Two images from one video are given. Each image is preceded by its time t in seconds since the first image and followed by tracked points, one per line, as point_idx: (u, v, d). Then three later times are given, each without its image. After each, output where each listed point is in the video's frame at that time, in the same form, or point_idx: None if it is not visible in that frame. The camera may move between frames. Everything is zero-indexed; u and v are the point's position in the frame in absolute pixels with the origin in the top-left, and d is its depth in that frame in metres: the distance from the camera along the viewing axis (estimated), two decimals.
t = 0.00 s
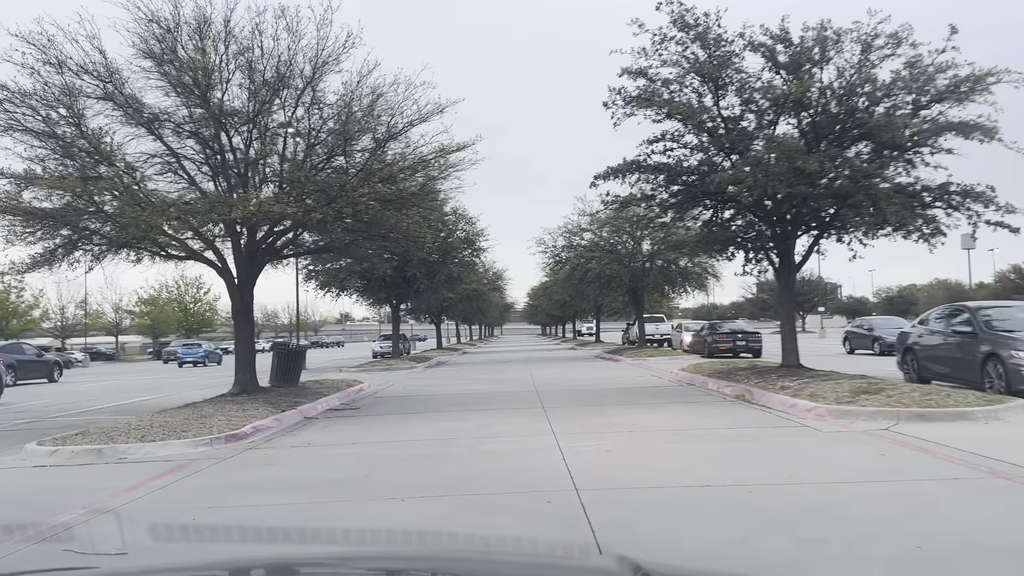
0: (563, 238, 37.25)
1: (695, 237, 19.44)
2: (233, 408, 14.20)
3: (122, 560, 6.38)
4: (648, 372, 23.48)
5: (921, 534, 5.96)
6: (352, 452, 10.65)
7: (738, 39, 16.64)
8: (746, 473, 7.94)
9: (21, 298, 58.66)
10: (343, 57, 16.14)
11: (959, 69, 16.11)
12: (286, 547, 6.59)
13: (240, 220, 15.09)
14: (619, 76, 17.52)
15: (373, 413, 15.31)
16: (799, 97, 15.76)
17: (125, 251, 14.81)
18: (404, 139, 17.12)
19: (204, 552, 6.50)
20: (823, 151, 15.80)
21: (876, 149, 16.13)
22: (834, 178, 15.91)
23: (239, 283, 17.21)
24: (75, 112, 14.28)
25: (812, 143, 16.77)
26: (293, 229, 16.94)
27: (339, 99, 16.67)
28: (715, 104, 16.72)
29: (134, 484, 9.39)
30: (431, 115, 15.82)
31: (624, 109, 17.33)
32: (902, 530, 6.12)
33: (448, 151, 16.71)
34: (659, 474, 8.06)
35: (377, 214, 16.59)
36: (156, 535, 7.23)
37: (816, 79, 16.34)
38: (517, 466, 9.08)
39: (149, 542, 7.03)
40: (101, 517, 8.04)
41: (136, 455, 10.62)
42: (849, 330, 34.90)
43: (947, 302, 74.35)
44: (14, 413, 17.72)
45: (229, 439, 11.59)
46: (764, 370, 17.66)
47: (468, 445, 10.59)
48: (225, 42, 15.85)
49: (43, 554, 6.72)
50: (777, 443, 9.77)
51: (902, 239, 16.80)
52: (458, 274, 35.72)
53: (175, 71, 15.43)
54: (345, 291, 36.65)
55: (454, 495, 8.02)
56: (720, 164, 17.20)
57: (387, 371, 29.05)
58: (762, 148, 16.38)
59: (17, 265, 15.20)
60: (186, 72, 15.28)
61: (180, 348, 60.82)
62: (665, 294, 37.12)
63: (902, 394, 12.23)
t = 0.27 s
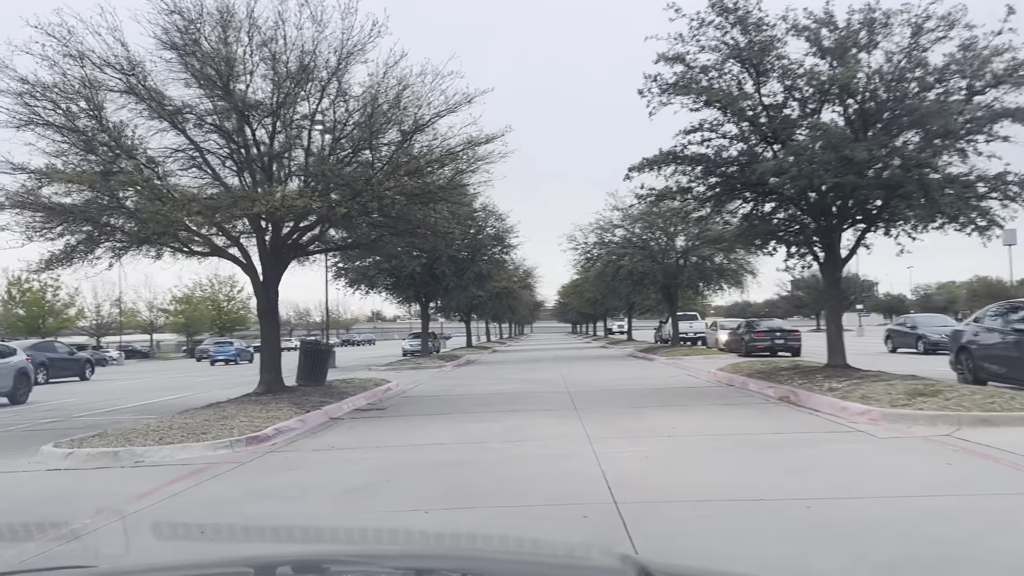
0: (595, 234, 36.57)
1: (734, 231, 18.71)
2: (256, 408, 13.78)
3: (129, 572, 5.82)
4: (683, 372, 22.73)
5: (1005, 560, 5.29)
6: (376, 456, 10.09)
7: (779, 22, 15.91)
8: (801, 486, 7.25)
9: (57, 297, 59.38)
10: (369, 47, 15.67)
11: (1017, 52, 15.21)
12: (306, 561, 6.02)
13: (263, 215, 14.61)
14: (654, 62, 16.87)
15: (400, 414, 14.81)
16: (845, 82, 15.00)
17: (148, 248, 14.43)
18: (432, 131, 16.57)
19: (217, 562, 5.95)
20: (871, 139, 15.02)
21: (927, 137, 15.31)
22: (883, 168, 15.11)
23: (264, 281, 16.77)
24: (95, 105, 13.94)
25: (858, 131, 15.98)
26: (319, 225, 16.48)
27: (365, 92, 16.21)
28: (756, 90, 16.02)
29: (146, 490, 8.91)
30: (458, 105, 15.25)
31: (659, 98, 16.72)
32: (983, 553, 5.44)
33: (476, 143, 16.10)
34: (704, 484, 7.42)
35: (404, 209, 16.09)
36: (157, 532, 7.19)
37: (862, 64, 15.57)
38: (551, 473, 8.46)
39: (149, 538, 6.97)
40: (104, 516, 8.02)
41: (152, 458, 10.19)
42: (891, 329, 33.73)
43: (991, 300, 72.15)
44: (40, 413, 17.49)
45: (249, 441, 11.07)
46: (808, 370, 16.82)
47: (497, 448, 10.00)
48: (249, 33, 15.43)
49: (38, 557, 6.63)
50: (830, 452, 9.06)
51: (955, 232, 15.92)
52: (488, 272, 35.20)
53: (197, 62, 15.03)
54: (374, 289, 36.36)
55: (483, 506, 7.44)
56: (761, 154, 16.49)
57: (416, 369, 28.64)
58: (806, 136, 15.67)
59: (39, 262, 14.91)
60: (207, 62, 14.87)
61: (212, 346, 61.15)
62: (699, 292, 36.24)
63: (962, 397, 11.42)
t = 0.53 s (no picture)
0: (633, 231, 35.77)
1: (782, 226, 17.89)
2: (285, 408, 13.38)
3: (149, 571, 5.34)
4: (727, 372, 21.89)
5: None
6: (408, 459, 9.57)
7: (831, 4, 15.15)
8: (873, 501, 6.56)
9: (99, 295, 60.29)
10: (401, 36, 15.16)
11: None
12: (336, 565, 5.51)
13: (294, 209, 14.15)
14: (698, 48, 16.17)
15: (433, 415, 14.30)
16: (903, 64, 14.18)
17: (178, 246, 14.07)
18: (467, 124, 15.94)
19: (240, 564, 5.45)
20: (932, 124, 14.13)
21: (993, 122, 14.38)
22: (946, 155, 14.18)
23: (296, 280, 16.33)
24: (124, 99, 13.65)
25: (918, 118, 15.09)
26: (351, 221, 15.99)
27: (398, 83, 15.66)
28: (807, 75, 15.26)
29: (169, 495, 8.48)
30: (493, 95, 14.65)
31: (704, 86, 16.06)
32: None
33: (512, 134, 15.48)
34: (764, 500, 6.75)
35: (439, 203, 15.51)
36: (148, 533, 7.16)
37: (921, 46, 14.72)
38: (596, 483, 7.85)
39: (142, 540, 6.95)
40: (94, 514, 7.92)
41: (177, 461, 9.80)
42: (943, 327, 32.39)
43: None
44: (73, 412, 17.30)
45: (278, 444, 10.58)
46: (863, 371, 15.92)
47: (536, 454, 9.42)
48: (279, 24, 15.01)
49: (35, 556, 6.52)
50: (898, 462, 8.30)
51: None
52: (524, 269, 34.62)
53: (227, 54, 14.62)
54: (409, 287, 36.02)
55: (523, 516, 6.87)
56: (812, 142, 15.72)
57: (451, 368, 28.15)
58: (860, 123, 14.88)
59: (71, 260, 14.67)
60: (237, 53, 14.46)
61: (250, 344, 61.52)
62: (741, 289, 35.22)
63: None
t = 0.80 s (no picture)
0: (677, 226, 34.83)
1: (841, 218, 17.02)
2: (322, 408, 12.95)
3: (181, 569, 4.86)
4: (779, 372, 20.97)
5: None
6: (450, 464, 9.00)
7: None
8: (968, 525, 5.80)
9: (146, 294, 61.20)
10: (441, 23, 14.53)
11: None
12: (379, 566, 4.98)
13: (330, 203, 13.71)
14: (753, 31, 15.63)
15: (474, 416, 13.76)
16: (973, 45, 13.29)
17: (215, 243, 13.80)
18: (509, 115, 15.08)
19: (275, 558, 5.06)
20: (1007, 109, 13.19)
21: None
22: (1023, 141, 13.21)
23: (334, 276, 15.90)
24: (159, 91, 13.40)
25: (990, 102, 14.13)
26: (390, 215, 15.46)
27: (437, 73, 14.94)
28: (868, 59, 14.41)
29: (199, 501, 8.02)
30: (536, 82, 13.92)
31: (758, 72, 15.38)
32: None
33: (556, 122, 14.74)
34: (842, 524, 6.02)
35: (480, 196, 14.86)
36: (152, 536, 6.85)
37: (994, 25, 13.77)
38: (654, 495, 7.20)
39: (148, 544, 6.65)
40: (96, 517, 7.55)
41: (210, 464, 9.40)
42: (1006, 325, 30.86)
43: None
44: (112, 410, 17.13)
45: (313, 446, 10.05)
46: (930, 372, 14.94)
47: (585, 460, 8.79)
48: (315, 13, 14.54)
49: (51, 558, 6.22)
50: (986, 476, 7.49)
51: None
52: (566, 266, 33.94)
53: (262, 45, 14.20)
54: (450, 285, 35.60)
55: (579, 531, 6.24)
56: (873, 129, 14.90)
57: (492, 367, 27.63)
58: (926, 109, 14.02)
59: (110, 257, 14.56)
60: (272, 44, 14.04)
61: (292, 342, 61.85)
62: (790, 286, 34.06)
63: None
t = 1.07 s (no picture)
0: (728, 221, 33.78)
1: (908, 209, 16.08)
2: (364, 408, 12.50)
3: None
4: (840, 372, 19.95)
5: None
6: (499, 469, 8.43)
7: None
8: None
9: (195, 292, 62.11)
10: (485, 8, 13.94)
11: None
12: None
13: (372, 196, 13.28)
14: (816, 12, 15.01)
15: (521, 417, 13.17)
16: None
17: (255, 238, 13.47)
18: (557, 104, 14.45)
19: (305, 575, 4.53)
20: None
21: None
22: None
23: (377, 272, 15.47)
24: (198, 82, 13.09)
25: None
26: (434, 209, 14.95)
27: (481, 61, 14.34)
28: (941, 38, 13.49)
29: (234, 508, 7.58)
30: (585, 69, 13.24)
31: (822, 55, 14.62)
32: None
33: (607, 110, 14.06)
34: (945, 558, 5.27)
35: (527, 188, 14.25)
36: (146, 537, 6.62)
37: None
38: (724, 510, 6.53)
39: (140, 544, 6.41)
40: (91, 516, 7.31)
41: (248, 468, 9.01)
42: None
43: None
44: (157, 409, 17.02)
45: (355, 449, 9.55)
46: (1009, 374, 13.89)
47: (645, 468, 8.15)
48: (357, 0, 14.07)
49: (41, 561, 6.00)
50: None
51: None
52: (613, 262, 33.16)
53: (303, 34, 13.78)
54: (495, 282, 35.10)
55: (650, 551, 5.57)
56: (946, 114, 13.99)
57: (538, 365, 27.02)
58: (1005, 92, 13.13)
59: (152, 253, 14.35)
60: (312, 33, 13.61)
61: (338, 340, 62.14)
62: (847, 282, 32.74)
63: None
